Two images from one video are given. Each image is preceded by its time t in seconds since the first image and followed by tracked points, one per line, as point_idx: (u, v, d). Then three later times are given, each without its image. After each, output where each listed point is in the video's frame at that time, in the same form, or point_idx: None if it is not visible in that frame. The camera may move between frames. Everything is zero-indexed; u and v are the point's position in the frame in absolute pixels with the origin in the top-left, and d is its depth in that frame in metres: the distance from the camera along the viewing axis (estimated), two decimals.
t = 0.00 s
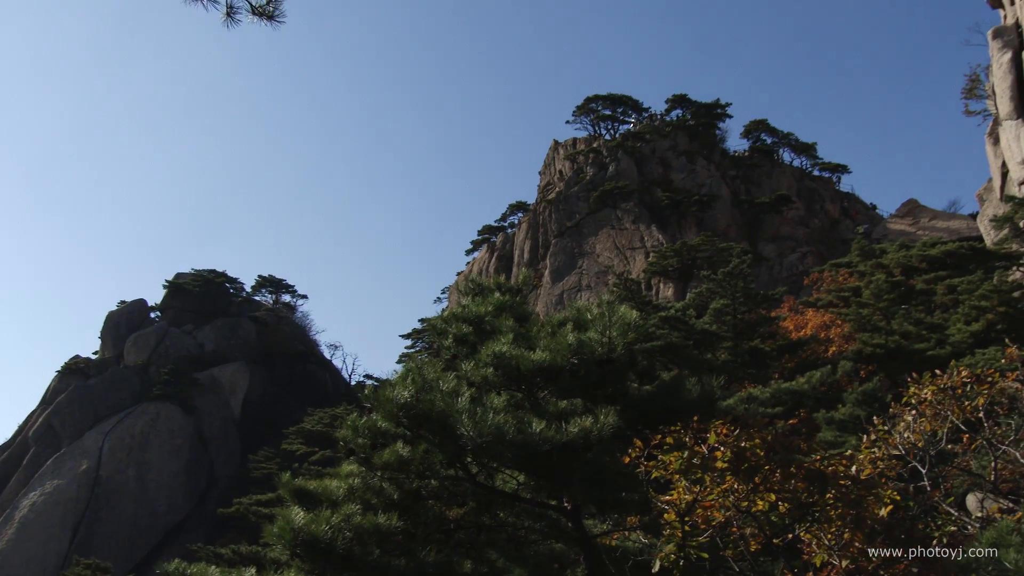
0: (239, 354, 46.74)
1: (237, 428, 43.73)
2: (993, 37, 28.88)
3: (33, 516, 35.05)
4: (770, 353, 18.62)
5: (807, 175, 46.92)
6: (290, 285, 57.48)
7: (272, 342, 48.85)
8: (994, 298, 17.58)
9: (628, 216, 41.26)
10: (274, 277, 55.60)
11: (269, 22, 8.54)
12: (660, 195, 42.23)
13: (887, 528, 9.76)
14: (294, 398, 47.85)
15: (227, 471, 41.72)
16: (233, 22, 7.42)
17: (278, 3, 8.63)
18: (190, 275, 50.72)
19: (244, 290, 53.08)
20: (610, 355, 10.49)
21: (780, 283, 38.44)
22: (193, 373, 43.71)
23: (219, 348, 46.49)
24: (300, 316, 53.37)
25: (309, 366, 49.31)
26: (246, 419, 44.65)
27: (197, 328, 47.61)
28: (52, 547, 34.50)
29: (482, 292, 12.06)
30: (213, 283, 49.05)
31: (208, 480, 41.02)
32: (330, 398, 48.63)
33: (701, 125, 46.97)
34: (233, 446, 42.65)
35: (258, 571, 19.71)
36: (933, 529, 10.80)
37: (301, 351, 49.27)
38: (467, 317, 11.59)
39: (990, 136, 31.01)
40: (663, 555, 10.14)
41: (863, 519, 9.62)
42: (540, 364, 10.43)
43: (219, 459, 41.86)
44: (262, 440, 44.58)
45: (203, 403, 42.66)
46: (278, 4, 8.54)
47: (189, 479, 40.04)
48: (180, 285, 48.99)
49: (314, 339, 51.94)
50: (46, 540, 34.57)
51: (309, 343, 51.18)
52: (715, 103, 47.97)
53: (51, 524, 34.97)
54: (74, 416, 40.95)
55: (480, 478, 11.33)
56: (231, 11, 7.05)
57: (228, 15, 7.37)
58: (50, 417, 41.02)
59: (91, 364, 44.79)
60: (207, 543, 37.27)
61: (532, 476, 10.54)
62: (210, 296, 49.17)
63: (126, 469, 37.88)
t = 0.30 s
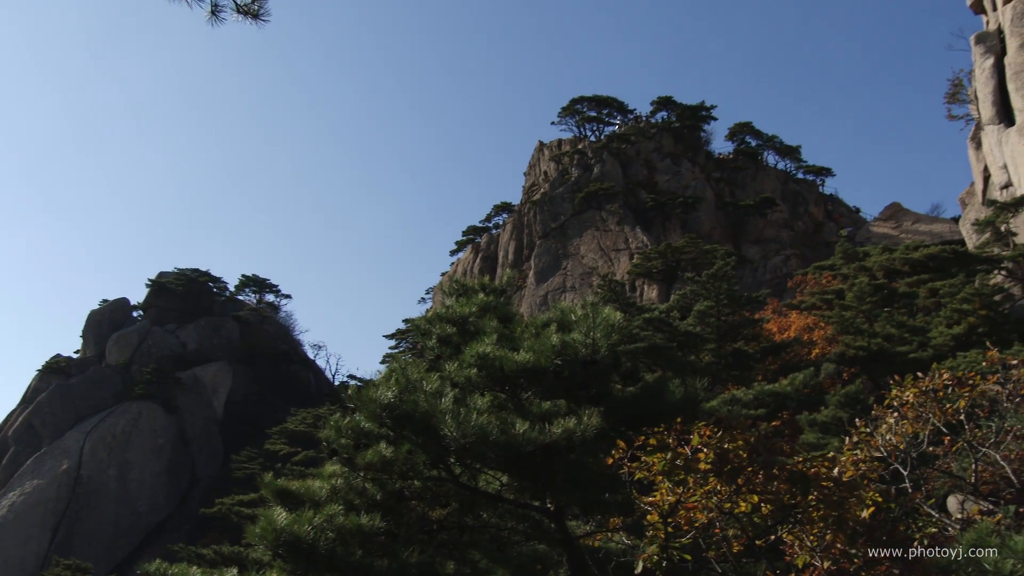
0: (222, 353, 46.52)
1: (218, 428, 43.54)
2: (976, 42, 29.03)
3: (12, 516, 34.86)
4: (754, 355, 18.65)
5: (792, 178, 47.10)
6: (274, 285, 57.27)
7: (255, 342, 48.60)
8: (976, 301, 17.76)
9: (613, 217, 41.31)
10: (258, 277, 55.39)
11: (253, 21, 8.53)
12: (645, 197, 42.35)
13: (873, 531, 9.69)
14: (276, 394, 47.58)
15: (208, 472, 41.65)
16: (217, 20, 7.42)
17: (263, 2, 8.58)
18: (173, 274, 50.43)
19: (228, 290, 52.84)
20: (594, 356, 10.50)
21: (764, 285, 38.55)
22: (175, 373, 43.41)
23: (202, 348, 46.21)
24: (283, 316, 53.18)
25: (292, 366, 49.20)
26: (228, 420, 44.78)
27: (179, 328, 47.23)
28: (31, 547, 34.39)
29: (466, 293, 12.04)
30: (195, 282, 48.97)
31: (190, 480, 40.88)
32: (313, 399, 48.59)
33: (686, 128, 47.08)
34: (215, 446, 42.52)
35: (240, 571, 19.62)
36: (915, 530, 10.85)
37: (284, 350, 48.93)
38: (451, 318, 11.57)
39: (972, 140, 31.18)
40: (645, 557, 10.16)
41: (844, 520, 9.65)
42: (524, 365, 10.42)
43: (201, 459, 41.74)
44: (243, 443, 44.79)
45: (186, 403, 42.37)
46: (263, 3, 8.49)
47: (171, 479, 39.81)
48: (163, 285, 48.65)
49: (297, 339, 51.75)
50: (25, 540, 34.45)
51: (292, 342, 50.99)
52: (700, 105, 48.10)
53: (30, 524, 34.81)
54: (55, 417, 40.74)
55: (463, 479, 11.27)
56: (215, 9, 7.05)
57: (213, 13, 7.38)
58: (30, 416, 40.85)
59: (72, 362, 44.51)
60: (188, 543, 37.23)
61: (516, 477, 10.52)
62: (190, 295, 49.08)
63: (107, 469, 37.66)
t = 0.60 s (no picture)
0: (207, 352, 46.50)
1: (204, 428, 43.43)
2: (961, 47, 29.22)
3: None
4: (740, 357, 18.64)
5: (778, 181, 47.21)
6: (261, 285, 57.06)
7: (241, 341, 48.48)
8: (961, 305, 17.86)
9: (600, 219, 41.36)
10: (244, 276, 55.18)
11: (240, 19, 8.54)
12: (632, 200, 42.46)
13: (851, 532, 9.92)
14: (262, 394, 47.49)
15: (193, 472, 41.39)
16: (203, 16, 7.44)
17: None
18: (159, 272, 50.17)
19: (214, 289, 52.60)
20: (580, 357, 10.51)
21: (751, 287, 38.62)
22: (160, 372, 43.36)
23: (188, 348, 46.12)
24: (269, 316, 52.98)
25: (279, 366, 49.14)
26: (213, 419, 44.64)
27: (165, 327, 47.10)
28: (14, 547, 34.19)
29: (453, 293, 12.02)
30: (181, 281, 48.63)
31: (175, 481, 40.62)
32: (299, 399, 48.52)
33: (674, 130, 47.13)
34: (201, 446, 42.32)
35: (224, 572, 19.49)
36: (900, 532, 10.87)
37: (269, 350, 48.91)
38: (437, 318, 11.55)
39: (958, 145, 31.34)
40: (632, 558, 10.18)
41: (830, 522, 9.73)
42: (510, 366, 10.43)
43: (186, 459, 41.50)
44: (230, 440, 44.67)
45: (171, 402, 42.10)
46: None
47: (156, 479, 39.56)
48: (148, 284, 48.60)
49: (284, 339, 51.56)
50: (8, 540, 34.27)
51: (278, 342, 50.85)
52: (688, 107, 48.18)
53: (13, 524, 34.64)
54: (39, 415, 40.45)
55: (449, 480, 11.25)
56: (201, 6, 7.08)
57: (200, 9, 7.40)
58: (14, 415, 40.70)
59: (56, 361, 44.25)
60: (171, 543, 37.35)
61: (502, 478, 10.43)
62: (177, 293, 48.60)
63: (91, 469, 37.39)
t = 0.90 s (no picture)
0: (191, 356, 46.27)
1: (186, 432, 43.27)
2: (945, 57, 29.33)
3: None
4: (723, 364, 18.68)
5: (763, 189, 47.39)
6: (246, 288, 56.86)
7: (224, 344, 48.29)
8: (944, 313, 17.98)
9: (586, 225, 41.43)
10: (229, 279, 54.97)
11: (226, 23, 8.55)
12: (618, 206, 42.59)
13: (837, 541, 9.67)
14: (246, 398, 47.66)
15: (175, 476, 41.18)
16: (189, 20, 7.47)
17: (237, 3, 8.59)
18: (142, 276, 49.98)
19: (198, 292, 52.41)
20: (565, 364, 10.52)
21: (735, 294, 38.79)
22: (143, 376, 42.98)
23: (171, 351, 45.86)
24: (253, 319, 52.77)
25: (263, 370, 49.01)
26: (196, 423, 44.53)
27: (148, 331, 46.64)
28: None
29: (438, 299, 12.00)
30: (164, 284, 48.65)
31: (156, 485, 40.40)
32: (283, 403, 48.40)
33: (660, 137, 47.19)
34: (183, 451, 42.16)
35: None
36: (881, 539, 10.92)
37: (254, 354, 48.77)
38: (422, 324, 11.55)
39: (941, 154, 31.54)
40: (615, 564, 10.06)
41: (813, 529, 9.68)
42: (495, 372, 10.43)
43: (168, 464, 41.28)
44: (214, 445, 44.64)
45: (154, 406, 41.83)
46: (237, 4, 8.52)
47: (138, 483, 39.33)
48: (132, 286, 48.34)
49: (267, 343, 51.35)
50: None
51: (262, 346, 50.69)
52: (674, 115, 48.34)
53: None
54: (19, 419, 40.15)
55: (432, 486, 11.24)
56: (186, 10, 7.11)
57: (185, 13, 7.43)
58: None
59: (38, 364, 43.97)
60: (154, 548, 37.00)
61: (485, 485, 10.46)
62: (161, 297, 48.52)
63: (71, 473, 37.13)
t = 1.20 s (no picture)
0: (174, 357, 46.07)
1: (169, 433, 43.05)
2: (930, 64, 29.41)
3: None
4: (708, 368, 18.68)
5: (748, 193, 47.55)
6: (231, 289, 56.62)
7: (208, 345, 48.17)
8: (927, 318, 18.08)
9: (572, 228, 41.43)
10: (213, 280, 54.74)
11: (212, 23, 8.49)
12: (604, 209, 42.67)
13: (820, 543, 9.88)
14: (229, 399, 47.55)
15: (158, 477, 40.93)
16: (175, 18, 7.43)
17: (223, 3, 8.53)
18: (126, 276, 49.75)
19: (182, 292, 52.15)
20: (550, 366, 10.52)
21: (720, 298, 38.94)
22: (127, 376, 42.65)
23: (154, 352, 45.69)
24: (237, 320, 52.61)
25: (247, 372, 48.88)
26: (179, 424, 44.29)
27: (132, 331, 46.59)
28: None
29: (423, 301, 11.98)
30: (150, 285, 48.36)
31: (139, 486, 40.15)
32: (266, 405, 48.29)
33: (647, 140, 47.58)
34: (166, 451, 41.93)
35: None
36: (864, 543, 10.97)
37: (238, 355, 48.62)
38: (407, 325, 11.52)
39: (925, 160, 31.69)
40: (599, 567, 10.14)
41: (795, 534, 9.78)
42: (479, 374, 10.42)
43: (151, 464, 41.04)
44: (196, 446, 44.57)
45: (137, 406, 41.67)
46: (223, 4, 8.46)
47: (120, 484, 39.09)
48: (115, 286, 48.12)
49: (251, 345, 51.12)
50: None
51: (246, 347, 50.55)
52: (660, 118, 48.46)
53: None
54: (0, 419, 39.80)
55: (416, 488, 11.21)
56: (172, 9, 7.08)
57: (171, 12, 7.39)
58: None
59: (19, 364, 43.65)
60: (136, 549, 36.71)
61: (469, 487, 10.45)
62: (143, 299, 48.44)
63: (53, 473, 36.86)
